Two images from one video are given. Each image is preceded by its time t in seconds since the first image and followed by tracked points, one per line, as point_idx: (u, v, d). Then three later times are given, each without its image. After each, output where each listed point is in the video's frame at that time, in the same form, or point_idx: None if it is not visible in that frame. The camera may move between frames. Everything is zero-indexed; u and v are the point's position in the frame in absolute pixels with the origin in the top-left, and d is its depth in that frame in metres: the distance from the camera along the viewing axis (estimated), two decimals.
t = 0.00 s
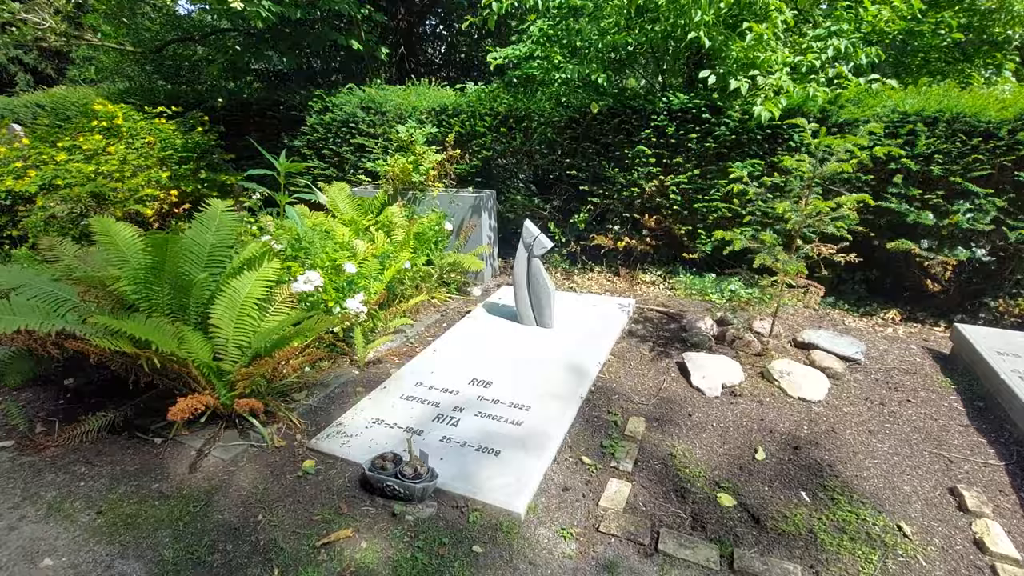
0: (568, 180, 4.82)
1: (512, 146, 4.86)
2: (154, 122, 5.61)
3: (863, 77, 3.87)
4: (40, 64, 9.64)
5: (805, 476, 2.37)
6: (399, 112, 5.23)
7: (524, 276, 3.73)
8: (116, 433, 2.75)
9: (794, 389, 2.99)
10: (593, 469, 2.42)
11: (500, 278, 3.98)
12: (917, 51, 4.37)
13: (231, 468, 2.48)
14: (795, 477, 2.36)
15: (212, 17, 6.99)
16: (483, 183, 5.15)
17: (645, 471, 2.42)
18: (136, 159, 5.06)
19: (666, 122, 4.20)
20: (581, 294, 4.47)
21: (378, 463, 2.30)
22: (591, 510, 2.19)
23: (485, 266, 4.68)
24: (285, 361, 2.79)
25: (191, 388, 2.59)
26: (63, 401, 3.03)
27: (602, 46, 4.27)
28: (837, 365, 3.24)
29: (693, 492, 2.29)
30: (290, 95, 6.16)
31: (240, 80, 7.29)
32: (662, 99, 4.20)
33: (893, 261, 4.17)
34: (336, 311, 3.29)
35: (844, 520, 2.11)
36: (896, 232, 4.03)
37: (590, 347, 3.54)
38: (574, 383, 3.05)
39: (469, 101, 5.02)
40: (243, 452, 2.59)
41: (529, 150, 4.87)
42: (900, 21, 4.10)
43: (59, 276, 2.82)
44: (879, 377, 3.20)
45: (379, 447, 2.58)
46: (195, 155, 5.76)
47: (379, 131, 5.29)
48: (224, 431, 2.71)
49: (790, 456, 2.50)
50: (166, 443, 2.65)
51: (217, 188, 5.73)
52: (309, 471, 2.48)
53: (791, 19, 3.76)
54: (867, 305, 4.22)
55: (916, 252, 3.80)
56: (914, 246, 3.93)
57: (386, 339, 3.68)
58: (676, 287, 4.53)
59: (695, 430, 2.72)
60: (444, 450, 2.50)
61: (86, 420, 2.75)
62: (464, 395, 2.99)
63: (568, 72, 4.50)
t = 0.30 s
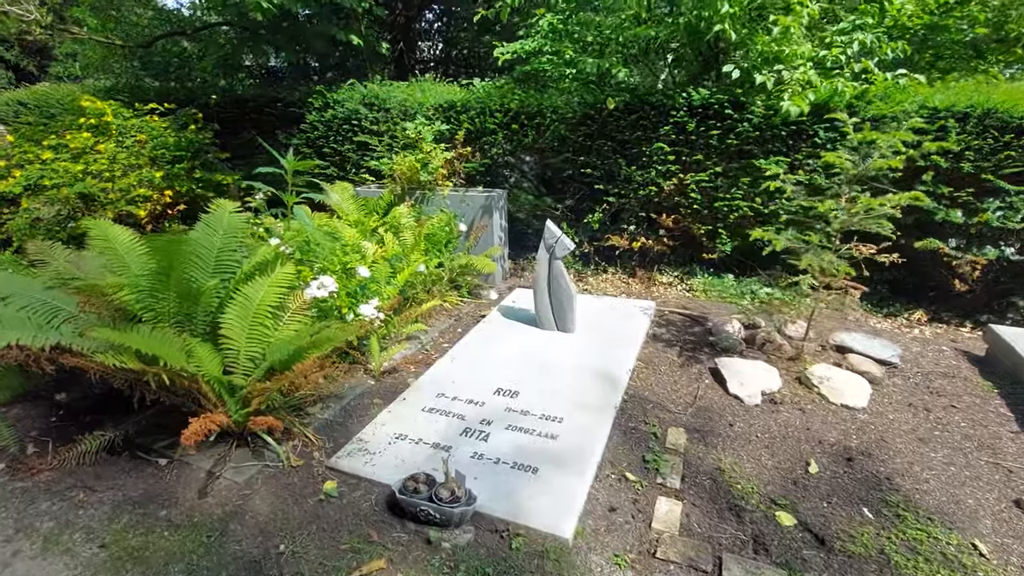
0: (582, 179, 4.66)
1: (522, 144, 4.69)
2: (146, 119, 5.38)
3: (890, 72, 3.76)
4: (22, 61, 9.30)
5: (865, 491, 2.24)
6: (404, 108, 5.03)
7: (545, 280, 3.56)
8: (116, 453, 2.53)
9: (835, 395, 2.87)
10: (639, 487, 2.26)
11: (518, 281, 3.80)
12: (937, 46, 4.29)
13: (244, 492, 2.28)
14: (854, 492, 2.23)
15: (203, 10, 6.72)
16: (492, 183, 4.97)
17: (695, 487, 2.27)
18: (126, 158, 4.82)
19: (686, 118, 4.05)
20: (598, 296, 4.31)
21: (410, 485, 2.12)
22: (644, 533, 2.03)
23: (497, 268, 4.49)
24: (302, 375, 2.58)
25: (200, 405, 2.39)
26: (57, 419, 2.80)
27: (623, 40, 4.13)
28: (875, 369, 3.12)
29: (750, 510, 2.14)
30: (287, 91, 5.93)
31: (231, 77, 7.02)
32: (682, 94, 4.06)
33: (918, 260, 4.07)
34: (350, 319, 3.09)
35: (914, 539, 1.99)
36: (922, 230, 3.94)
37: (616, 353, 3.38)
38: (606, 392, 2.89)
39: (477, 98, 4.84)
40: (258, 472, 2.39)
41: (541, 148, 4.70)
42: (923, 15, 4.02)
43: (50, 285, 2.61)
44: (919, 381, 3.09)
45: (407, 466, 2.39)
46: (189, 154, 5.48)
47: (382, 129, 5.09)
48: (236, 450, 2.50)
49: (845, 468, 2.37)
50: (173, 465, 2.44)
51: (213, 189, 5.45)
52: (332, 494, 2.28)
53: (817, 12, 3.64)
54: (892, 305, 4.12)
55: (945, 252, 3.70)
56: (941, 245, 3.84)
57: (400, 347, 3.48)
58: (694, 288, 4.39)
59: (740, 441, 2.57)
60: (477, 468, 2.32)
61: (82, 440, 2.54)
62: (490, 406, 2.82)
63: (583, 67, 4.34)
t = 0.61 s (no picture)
0: (601, 180, 4.49)
1: (539, 144, 4.51)
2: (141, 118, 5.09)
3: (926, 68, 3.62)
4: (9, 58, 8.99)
5: (941, 516, 2.09)
6: (414, 107, 4.83)
7: (573, 287, 3.39)
8: (122, 483, 2.32)
9: (888, 408, 2.72)
10: (698, 515, 2.10)
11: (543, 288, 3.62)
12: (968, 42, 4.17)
13: (267, 526, 2.08)
14: (930, 518, 2.08)
15: (198, 6, 6.48)
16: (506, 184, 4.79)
17: (758, 515, 2.11)
18: (120, 159, 4.58)
19: (714, 117, 3.89)
20: (622, 301, 4.14)
21: (453, 519, 1.93)
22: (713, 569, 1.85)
23: (515, 273, 4.30)
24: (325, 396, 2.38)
25: (216, 431, 2.18)
26: (55, 444, 2.58)
27: (648, 35, 3.96)
28: (924, 379, 2.98)
29: (822, 540, 1.98)
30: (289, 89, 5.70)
31: (228, 75, 6.77)
32: (709, 92, 3.89)
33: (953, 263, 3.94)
34: (370, 331, 2.88)
35: (1005, 572, 1.85)
36: (959, 232, 3.80)
37: (650, 363, 3.21)
38: (646, 407, 2.72)
39: (491, 96, 4.65)
40: (280, 502, 2.20)
41: (558, 148, 4.52)
42: (956, 9, 3.89)
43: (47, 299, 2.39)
44: (970, 391, 2.95)
45: (443, 495, 2.20)
46: (187, 153, 5.23)
47: (391, 128, 4.88)
48: (253, 478, 2.30)
49: (915, 491, 2.22)
50: (186, 495, 2.24)
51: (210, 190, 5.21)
52: (363, 527, 2.09)
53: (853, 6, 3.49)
54: (926, 310, 3.99)
55: (986, 254, 3.57)
56: (980, 248, 3.71)
57: (421, 358, 3.29)
58: (721, 292, 4.24)
59: (797, 460, 2.42)
60: (522, 496, 2.14)
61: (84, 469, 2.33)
62: (525, 425, 2.63)
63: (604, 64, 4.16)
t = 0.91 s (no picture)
0: (628, 181, 4.36)
1: (566, 144, 4.37)
2: (149, 118, 4.92)
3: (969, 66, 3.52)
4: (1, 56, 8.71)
5: None
6: (433, 106, 4.67)
7: (610, 293, 3.26)
8: (152, 508, 2.17)
9: (951, 419, 2.62)
10: (774, 539, 1.98)
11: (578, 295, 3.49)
12: (1000, 40, 4.10)
13: (314, 555, 1.94)
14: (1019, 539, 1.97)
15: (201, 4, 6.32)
16: (529, 186, 4.65)
17: (837, 537, 1.99)
18: (129, 160, 4.41)
19: (749, 116, 3.77)
20: (653, 306, 4.01)
21: (520, 548, 1.80)
22: None
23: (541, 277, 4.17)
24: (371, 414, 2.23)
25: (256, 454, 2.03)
26: (76, 465, 2.42)
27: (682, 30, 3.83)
28: (981, 388, 2.88)
29: (911, 566, 1.87)
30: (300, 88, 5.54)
31: (232, 74, 6.58)
32: (745, 90, 3.76)
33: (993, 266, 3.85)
34: (405, 342, 2.73)
35: None
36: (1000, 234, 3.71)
37: (693, 371, 3.09)
38: (699, 421, 2.60)
39: (513, 94, 4.50)
40: (326, 529, 2.05)
41: (584, 148, 4.39)
42: (995, 6, 3.80)
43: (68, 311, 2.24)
44: None
45: (500, 519, 2.07)
46: (196, 153, 5.05)
47: (408, 128, 4.73)
48: (294, 502, 2.16)
49: (996, 509, 2.12)
50: (222, 522, 2.10)
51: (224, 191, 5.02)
52: (418, 556, 1.95)
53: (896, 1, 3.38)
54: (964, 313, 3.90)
55: None
56: None
57: (454, 368, 3.14)
58: (752, 296, 4.13)
59: (865, 476, 2.31)
60: (585, 520, 2.01)
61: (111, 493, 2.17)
62: (574, 440, 2.50)
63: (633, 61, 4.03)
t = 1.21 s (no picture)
0: (661, 182, 4.27)
1: (597, 144, 4.27)
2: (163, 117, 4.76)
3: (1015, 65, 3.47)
4: None
5: None
6: (458, 105, 4.55)
7: (657, 298, 3.17)
8: (201, 531, 2.05)
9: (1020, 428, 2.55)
10: (865, 560, 1.89)
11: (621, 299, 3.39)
12: None
13: None
14: None
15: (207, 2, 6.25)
16: (556, 187, 4.54)
17: (929, 556, 1.91)
18: (144, 161, 4.26)
19: (790, 116, 3.69)
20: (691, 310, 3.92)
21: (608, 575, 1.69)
22: None
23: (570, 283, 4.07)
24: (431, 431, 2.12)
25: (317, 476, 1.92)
26: (113, 485, 2.29)
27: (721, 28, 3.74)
28: None
29: None
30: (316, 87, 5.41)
31: (241, 72, 6.42)
32: (787, 90, 3.68)
33: None
34: (454, 351, 2.61)
35: None
36: None
37: (745, 379, 3.00)
38: (762, 433, 2.51)
39: (542, 93, 4.40)
40: (391, 553, 1.93)
41: (615, 148, 4.30)
42: None
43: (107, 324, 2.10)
44: None
45: (574, 540, 1.96)
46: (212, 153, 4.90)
47: (432, 127, 4.62)
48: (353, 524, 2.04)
49: None
50: (278, 546, 1.97)
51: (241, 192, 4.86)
52: None
53: None
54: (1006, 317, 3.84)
55: None
56: None
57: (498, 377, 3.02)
58: (789, 299, 4.04)
59: (943, 490, 2.23)
60: (665, 542, 1.92)
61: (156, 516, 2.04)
62: (636, 453, 2.40)
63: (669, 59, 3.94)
